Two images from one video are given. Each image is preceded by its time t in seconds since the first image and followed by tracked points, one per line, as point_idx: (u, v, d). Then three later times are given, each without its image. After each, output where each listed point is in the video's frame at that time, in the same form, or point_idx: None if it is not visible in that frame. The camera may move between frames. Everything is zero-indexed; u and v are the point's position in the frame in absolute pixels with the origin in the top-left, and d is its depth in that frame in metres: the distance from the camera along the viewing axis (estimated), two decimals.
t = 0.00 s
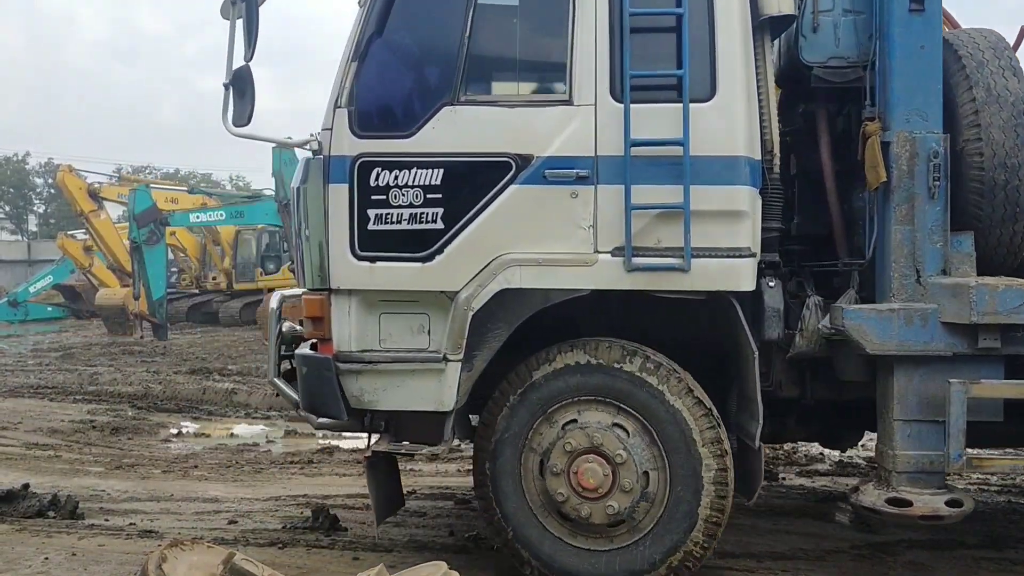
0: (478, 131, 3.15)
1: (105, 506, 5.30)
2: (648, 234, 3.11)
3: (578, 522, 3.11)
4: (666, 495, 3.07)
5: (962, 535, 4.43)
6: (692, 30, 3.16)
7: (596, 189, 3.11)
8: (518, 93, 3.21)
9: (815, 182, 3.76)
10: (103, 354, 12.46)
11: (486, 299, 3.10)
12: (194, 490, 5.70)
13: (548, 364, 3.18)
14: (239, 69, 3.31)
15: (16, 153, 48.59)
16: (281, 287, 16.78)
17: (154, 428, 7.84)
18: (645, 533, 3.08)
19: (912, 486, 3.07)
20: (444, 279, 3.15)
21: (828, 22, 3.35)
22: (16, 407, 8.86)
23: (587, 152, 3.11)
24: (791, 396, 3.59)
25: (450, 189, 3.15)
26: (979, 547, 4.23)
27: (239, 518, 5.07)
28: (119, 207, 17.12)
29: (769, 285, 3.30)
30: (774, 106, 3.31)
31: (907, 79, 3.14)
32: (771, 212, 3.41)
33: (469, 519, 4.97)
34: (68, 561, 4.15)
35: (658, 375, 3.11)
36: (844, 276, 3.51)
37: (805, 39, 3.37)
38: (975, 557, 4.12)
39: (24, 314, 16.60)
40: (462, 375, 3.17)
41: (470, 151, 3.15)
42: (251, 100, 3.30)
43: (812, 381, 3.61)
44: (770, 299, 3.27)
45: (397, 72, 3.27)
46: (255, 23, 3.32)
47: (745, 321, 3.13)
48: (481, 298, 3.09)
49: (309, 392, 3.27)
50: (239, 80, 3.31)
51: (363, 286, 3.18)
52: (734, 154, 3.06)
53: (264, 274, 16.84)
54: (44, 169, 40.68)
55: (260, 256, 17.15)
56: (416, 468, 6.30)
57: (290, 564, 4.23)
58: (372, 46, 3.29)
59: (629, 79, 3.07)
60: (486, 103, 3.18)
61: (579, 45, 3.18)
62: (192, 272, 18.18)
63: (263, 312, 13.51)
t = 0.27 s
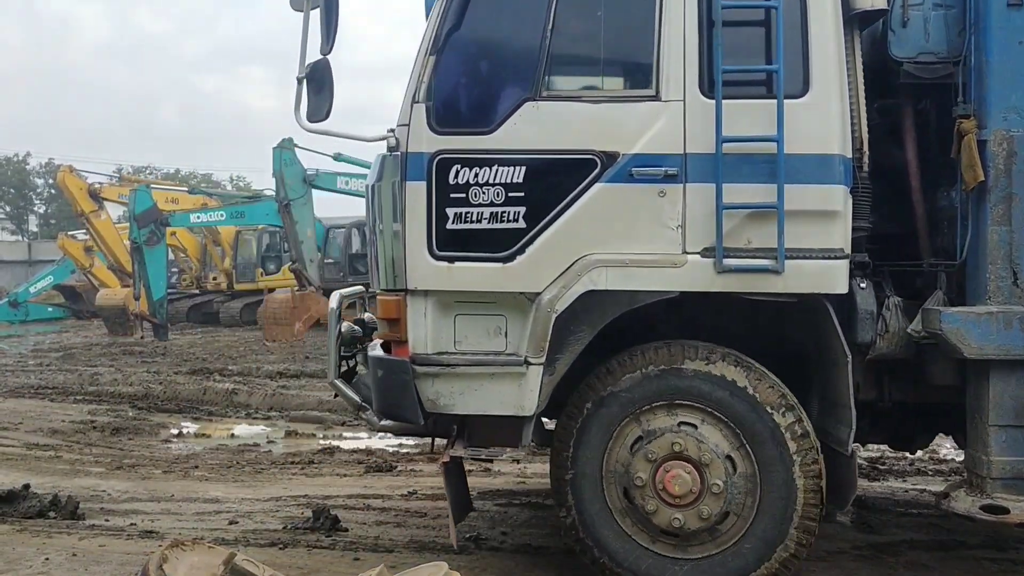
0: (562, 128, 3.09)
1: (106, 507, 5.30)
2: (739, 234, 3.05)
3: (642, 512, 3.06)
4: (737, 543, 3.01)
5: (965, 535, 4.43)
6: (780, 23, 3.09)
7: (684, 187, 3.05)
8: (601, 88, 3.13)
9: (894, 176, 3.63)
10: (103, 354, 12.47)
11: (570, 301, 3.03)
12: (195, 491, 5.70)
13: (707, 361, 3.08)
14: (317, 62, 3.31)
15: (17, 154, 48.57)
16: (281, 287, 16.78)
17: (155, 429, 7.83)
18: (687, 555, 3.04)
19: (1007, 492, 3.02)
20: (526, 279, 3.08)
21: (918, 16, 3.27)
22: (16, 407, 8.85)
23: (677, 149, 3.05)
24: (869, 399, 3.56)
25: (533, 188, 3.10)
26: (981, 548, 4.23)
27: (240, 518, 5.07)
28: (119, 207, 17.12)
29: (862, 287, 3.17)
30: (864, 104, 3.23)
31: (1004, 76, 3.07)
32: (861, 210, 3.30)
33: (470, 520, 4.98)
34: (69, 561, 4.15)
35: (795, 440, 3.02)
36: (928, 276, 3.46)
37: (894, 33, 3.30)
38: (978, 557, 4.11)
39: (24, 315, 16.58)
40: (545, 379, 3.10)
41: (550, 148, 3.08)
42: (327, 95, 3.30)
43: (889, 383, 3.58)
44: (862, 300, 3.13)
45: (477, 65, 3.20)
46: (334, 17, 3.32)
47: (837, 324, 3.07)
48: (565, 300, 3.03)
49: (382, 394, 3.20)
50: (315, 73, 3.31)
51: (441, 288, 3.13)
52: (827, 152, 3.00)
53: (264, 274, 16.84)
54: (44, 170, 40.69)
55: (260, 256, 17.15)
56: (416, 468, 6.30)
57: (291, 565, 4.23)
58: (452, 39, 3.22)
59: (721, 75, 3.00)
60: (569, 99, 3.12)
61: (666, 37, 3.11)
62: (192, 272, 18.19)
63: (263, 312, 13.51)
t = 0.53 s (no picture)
0: (647, 126, 3.05)
1: (107, 507, 5.31)
2: (831, 235, 3.02)
3: (715, 501, 3.03)
4: (782, 574, 2.99)
5: (965, 536, 4.43)
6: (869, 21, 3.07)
7: (775, 187, 3.02)
8: (688, 86, 3.09)
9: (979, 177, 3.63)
10: (104, 354, 12.48)
11: (658, 303, 2.99)
12: (196, 491, 5.71)
13: (871, 412, 3.01)
14: (399, 61, 3.29)
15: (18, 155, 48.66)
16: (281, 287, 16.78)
17: (156, 429, 7.83)
18: (724, 555, 3.03)
19: None
20: (611, 283, 3.04)
21: (1007, 12, 3.19)
22: (17, 407, 8.87)
23: (767, 148, 3.01)
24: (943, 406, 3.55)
25: (619, 188, 3.05)
26: (983, 549, 4.23)
27: (241, 518, 5.07)
28: (120, 207, 17.13)
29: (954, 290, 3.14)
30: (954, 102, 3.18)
31: None
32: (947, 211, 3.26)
33: (470, 520, 4.99)
34: (70, 561, 4.16)
35: (895, 528, 2.98)
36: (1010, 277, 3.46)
37: (983, 31, 3.21)
38: (981, 559, 4.10)
39: (25, 315, 16.72)
40: (629, 384, 3.06)
41: (638, 148, 3.04)
42: (407, 94, 3.28)
43: (967, 385, 3.56)
44: (956, 303, 3.09)
45: (558, 63, 3.16)
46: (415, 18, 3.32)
47: (932, 328, 3.02)
48: (653, 302, 2.99)
49: (459, 402, 3.14)
50: (395, 71, 3.29)
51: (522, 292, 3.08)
52: (921, 153, 2.99)
53: (264, 274, 16.85)
54: (45, 170, 40.72)
55: (260, 256, 17.15)
56: (416, 468, 6.31)
57: (291, 565, 4.24)
58: (531, 35, 3.18)
59: (814, 72, 2.98)
60: (655, 97, 3.07)
61: (755, 34, 3.07)
62: (193, 272, 18.21)
63: (264, 312, 13.51)
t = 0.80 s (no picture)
0: (738, 124, 3.00)
1: (108, 505, 5.30)
2: (928, 236, 2.97)
3: (813, 487, 2.96)
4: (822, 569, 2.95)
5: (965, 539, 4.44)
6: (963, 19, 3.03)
7: (872, 187, 2.96)
8: (781, 83, 3.03)
9: None
10: (105, 353, 12.49)
11: (752, 306, 2.94)
12: (197, 490, 5.70)
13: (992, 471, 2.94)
14: (484, 58, 3.22)
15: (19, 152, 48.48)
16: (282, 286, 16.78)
17: (156, 428, 7.83)
18: (782, 530, 2.98)
19: None
20: (702, 284, 2.98)
21: None
22: (19, 406, 8.86)
23: (862, 147, 2.96)
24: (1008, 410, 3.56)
25: (711, 188, 2.99)
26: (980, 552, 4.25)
27: (241, 518, 5.07)
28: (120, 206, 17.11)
29: None
30: None
31: None
32: None
33: (471, 520, 4.99)
34: (71, 560, 4.15)
35: None
36: None
37: None
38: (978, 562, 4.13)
39: (26, 313, 16.77)
40: (721, 390, 3.00)
41: (731, 147, 2.99)
42: (492, 92, 3.21)
43: None
44: None
45: (648, 59, 3.10)
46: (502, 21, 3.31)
47: None
48: (747, 305, 2.93)
49: (544, 407, 3.08)
50: (479, 68, 3.23)
51: (611, 295, 3.02)
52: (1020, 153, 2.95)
53: (265, 274, 16.85)
54: (47, 169, 40.76)
55: (262, 256, 17.15)
56: (417, 468, 6.31)
57: (290, 564, 4.24)
58: (618, 30, 3.11)
59: (913, 70, 2.93)
60: (748, 95, 3.02)
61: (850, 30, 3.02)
62: (193, 271, 18.24)
63: (265, 312, 13.50)
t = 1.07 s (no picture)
0: (839, 118, 2.87)
1: (110, 505, 5.32)
2: None
3: (927, 464, 2.86)
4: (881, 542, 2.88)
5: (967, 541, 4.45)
6: None
7: (974, 184, 2.83)
8: (878, 77, 2.92)
9: None
10: (107, 353, 12.50)
11: (853, 306, 2.81)
12: (199, 490, 5.71)
13: None
14: (579, 51, 3.28)
15: (21, 153, 48.63)
16: (284, 286, 16.80)
17: (158, 428, 7.84)
18: (869, 488, 2.90)
19: None
20: (802, 284, 2.85)
21: None
22: (21, 406, 8.88)
23: (964, 143, 2.83)
24: None
25: (810, 185, 2.87)
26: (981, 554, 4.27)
27: (242, 518, 5.08)
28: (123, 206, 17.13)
29: None
30: None
31: None
32: None
33: (472, 521, 5.00)
34: (73, 560, 4.16)
35: None
36: None
37: None
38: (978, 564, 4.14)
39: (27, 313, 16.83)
40: (817, 392, 2.87)
41: (826, 143, 2.86)
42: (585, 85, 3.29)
43: None
44: None
45: (740, 53, 2.98)
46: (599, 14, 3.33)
47: None
48: (848, 305, 2.81)
49: (633, 410, 2.93)
50: (571, 61, 3.29)
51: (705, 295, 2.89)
52: None
53: (267, 274, 16.86)
54: (51, 169, 40.83)
55: (263, 256, 17.11)
56: (418, 469, 6.32)
57: (292, 564, 4.25)
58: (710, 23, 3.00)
59: (1015, 63, 2.81)
60: (844, 89, 2.90)
61: (948, 24, 2.90)
62: (195, 271, 18.27)
63: (267, 312, 13.51)
